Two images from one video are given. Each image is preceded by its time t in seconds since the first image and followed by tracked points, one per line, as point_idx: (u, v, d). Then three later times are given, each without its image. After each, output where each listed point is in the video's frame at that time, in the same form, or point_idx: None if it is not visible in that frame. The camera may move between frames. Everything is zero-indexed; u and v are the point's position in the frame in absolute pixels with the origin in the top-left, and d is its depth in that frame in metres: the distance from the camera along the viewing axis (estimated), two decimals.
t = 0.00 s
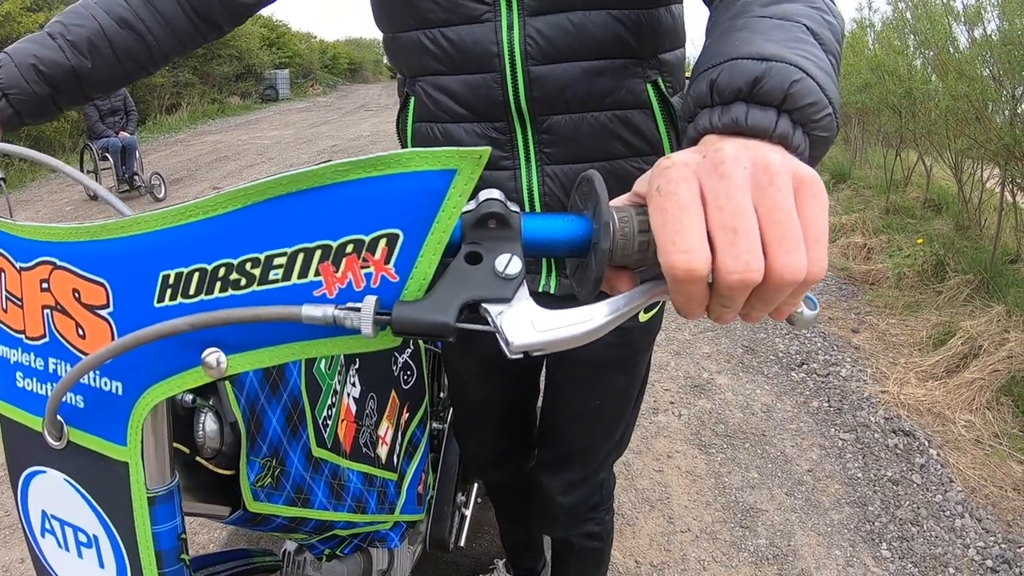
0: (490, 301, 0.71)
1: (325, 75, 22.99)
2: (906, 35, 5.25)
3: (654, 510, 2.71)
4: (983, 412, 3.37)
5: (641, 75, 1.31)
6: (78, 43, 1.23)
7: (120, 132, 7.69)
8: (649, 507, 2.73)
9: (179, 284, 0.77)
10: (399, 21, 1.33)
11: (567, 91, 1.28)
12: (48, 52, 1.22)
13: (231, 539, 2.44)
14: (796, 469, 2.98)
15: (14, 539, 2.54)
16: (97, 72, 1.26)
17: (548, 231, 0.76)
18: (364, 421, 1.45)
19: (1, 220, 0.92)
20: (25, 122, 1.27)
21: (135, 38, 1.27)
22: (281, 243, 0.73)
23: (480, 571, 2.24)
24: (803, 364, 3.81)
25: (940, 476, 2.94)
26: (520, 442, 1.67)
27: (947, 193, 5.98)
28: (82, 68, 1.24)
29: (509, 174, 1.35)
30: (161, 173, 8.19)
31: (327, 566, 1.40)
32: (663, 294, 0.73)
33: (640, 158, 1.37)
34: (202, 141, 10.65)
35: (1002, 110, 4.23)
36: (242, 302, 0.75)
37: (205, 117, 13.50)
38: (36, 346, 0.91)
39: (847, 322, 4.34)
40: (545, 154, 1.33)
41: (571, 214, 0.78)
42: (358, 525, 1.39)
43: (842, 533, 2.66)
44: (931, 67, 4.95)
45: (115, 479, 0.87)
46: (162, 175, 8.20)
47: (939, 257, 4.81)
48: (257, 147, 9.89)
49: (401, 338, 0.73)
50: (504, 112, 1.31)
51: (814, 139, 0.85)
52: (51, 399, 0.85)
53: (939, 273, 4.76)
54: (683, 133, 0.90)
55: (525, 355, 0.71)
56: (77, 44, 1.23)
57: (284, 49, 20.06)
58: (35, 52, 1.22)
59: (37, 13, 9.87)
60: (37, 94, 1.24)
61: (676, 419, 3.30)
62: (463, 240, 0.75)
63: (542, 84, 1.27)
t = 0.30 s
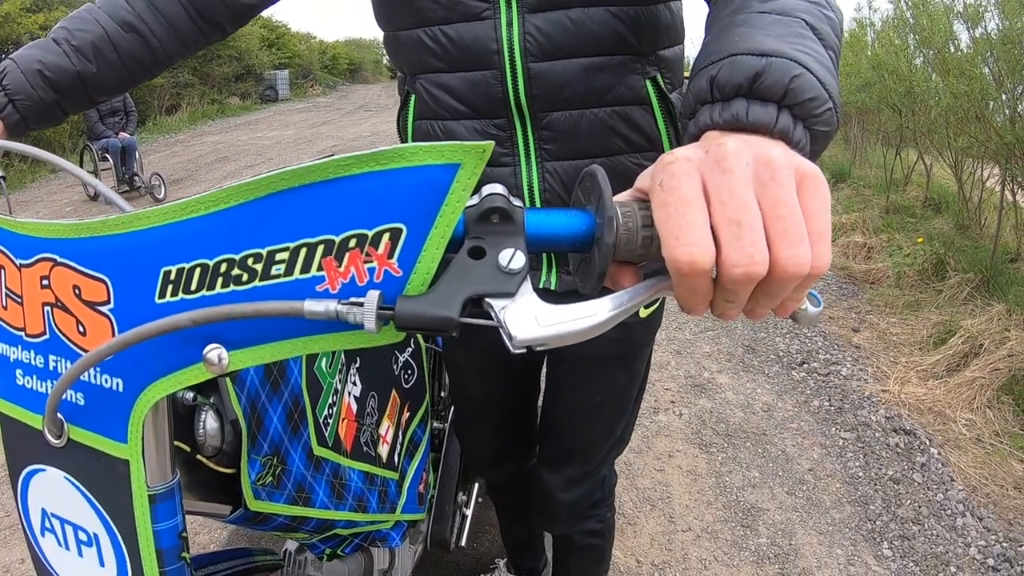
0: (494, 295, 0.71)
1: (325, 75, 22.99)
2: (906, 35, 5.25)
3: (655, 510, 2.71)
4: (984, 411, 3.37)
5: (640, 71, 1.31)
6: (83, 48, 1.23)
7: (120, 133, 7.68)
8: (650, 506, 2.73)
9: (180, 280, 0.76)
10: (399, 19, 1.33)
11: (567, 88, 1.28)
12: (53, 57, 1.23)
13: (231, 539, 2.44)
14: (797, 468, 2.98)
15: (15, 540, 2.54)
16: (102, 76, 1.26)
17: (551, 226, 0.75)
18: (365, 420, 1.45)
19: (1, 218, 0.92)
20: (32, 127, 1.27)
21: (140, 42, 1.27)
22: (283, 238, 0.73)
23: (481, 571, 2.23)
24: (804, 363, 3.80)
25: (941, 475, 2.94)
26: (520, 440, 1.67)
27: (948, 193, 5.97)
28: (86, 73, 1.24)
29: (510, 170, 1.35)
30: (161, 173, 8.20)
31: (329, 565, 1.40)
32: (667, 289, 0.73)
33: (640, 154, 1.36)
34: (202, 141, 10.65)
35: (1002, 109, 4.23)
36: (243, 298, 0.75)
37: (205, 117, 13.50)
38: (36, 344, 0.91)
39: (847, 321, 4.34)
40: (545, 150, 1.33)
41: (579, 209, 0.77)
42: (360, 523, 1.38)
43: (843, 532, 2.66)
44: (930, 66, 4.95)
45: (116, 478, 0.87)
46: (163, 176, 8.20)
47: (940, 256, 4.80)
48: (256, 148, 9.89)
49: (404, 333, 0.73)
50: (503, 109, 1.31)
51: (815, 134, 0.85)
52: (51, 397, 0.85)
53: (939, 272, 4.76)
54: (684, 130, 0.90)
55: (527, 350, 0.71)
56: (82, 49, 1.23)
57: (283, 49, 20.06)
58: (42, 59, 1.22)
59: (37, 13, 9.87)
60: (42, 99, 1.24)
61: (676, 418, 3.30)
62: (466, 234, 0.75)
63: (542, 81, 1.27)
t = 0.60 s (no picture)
0: (496, 305, 0.70)
1: (325, 76, 22.99)
2: (906, 34, 5.25)
3: (656, 511, 2.70)
4: (985, 412, 3.36)
5: (640, 73, 1.31)
6: (80, 49, 1.23)
7: (120, 134, 7.67)
8: (651, 508, 2.73)
9: (180, 290, 0.76)
10: (400, 21, 1.33)
11: (568, 90, 1.28)
12: (51, 59, 1.22)
13: (231, 542, 2.43)
14: (799, 470, 2.97)
15: (15, 543, 2.53)
16: (100, 78, 1.26)
17: (554, 234, 0.75)
18: (366, 424, 1.45)
19: None
20: (29, 128, 1.27)
21: (138, 43, 1.26)
22: (283, 247, 0.72)
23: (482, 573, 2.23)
24: (805, 364, 3.80)
25: (943, 476, 2.94)
26: (522, 442, 1.67)
27: (949, 193, 5.97)
28: (84, 74, 1.24)
29: (511, 172, 1.35)
30: (161, 175, 8.20)
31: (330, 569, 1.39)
32: (671, 298, 0.73)
33: (642, 155, 1.36)
34: (202, 142, 10.65)
35: (1002, 109, 4.22)
36: (243, 307, 0.75)
37: (204, 118, 13.50)
38: (35, 352, 0.90)
39: (848, 322, 4.33)
40: (546, 152, 1.33)
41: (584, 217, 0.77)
42: (361, 528, 1.38)
43: (845, 533, 2.66)
44: (931, 66, 4.94)
45: (116, 487, 0.87)
46: (163, 177, 8.19)
47: (941, 256, 4.80)
48: (256, 149, 9.89)
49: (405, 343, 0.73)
50: (505, 111, 1.31)
51: (818, 137, 0.85)
52: (50, 406, 0.85)
53: (940, 272, 4.75)
54: (687, 134, 0.90)
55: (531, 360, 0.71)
56: (80, 50, 1.23)
57: (283, 50, 20.06)
58: (39, 60, 1.22)
59: (37, 14, 9.87)
60: (40, 101, 1.24)
61: (677, 420, 3.30)
62: (468, 243, 0.74)
63: (543, 83, 1.27)
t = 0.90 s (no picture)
0: (500, 303, 0.70)
1: (325, 75, 22.98)
2: (907, 35, 5.24)
3: (657, 512, 2.70)
4: (986, 412, 3.36)
5: (643, 70, 1.30)
6: (94, 48, 1.23)
7: (120, 134, 7.66)
8: (652, 508, 2.72)
9: (180, 287, 0.76)
10: (403, 19, 1.33)
11: (571, 87, 1.27)
12: (64, 59, 1.22)
13: (232, 542, 2.43)
14: (799, 470, 2.97)
15: (15, 542, 2.53)
16: (113, 77, 1.26)
17: (558, 232, 0.75)
18: (366, 423, 1.44)
19: None
20: (42, 128, 1.26)
21: (151, 43, 1.26)
22: (284, 243, 0.72)
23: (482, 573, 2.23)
24: (805, 364, 3.80)
25: (944, 476, 2.94)
26: (524, 440, 1.66)
27: (949, 193, 5.96)
28: (98, 73, 1.24)
29: (513, 169, 1.34)
30: (160, 175, 8.19)
31: (329, 569, 1.39)
32: (676, 296, 0.72)
33: (644, 153, 1.36)
34: (202, 142, 10.64)
35: (1004, 110, 4.22)
36: (244, 304, 0.74)
37: (204, 118, 13.51)
38: (34, 350, 0.90)
39: (849, 322, 4.33)
40: (549, 149, 1.32)
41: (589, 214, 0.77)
42: (361, 528, 1.38)
43: (846, 534, 2.65)
44: (932, 66, 4.94)
45: (115, 486, 0.86)
46: (163, 176, 8.19)
47: (941, 256, 4.79)
48: (256, 148, 9.89)
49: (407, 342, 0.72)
50: (507, 109, 1.30)
51: (823, 134, 0.84)
52: (49, 404, 0.85)
53: (941, 272, 4.75)
54: (691, 132, 0.89)
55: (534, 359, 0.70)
56: (93, 49, 1.23)
57: (284, 50, 20.06)
58: (52, 59, 1.21)
59: (37, 14, 9.88)
60: (53, 100, 1.23)
61: (678, 420, 3.29)
62: (471, 240, 0.74)
63: (546, 80, 1.26)
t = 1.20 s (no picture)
0: (486, 312, 0.69)
1: (325, 75, 22.98)
2: (906, 36, 5.23)
3: (654, 513, 2.69)
4: (984, 414, 3.35)
5: (638, 73, 1.30)
6: (102, 48, 1.22)
7: (119, 133, 7.65)
8: (649, 510, 2.72)
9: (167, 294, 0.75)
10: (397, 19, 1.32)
11: (565, 89, 1.27)
12: (73, 59, 1.21)
13: (228, 543, 2.43)
14: (797, 472, 2.97)
15: (11, 543, 2.53)
16: (121, 77, 1.26)
17: (544, 239, 0.74)
18: (361, 426, 1.44)
19: None
20: (51, 129, 1.25)
21: (158, 45, 1.26)
22: (270, 252, 0.72)
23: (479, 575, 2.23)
24: (804, 365, 3.79)
25: (942, 478, 2.93)
26: (519, 443, 1.66)
27: (949, 194, 5.96)
28: (106, 73, 1.23)
29: (508, 171, 1.34)
30: (159, 174, 8.18)
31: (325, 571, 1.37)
32: (664, 304, 0.72)
33: (639, 155, 1.35)
34: (202, 142, 10.63)
35: (1003, 111, 4.21)
36: (230, 312, 0.74)
37: (204, 118, 13.51)
38: (24, 355, 0.90)
39: (848, 323, 4.32)
40: (543, 151, 1.32)
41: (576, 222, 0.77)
42: (355, 531, 1.37)
43: (843, 536, 2.65)
44: (931, 67, 4.93)
45: (105, 492, 0.86)
46: (162, 176, 8.19)
47: (940, 258, 4.78)
48: (256, 148, 9.89)
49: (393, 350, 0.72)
50: (502, 110, 1.30)
51: (814, 139, 0.84)
52: (39, 410, 0.85)
53: (940, 274, 4.74)
54: (681, 135, 0.89)
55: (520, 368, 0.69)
56: (101, 50, 1.22)
57: (284, 50, 20.05)
58: (61, 60, 1.21)
59: (37, 13, 9.87)
60: (62, 99, 1.23)
61: (676, 421, 3.29)
62: (458, 247, 0.73)
63: (540, 82, 1.26)
